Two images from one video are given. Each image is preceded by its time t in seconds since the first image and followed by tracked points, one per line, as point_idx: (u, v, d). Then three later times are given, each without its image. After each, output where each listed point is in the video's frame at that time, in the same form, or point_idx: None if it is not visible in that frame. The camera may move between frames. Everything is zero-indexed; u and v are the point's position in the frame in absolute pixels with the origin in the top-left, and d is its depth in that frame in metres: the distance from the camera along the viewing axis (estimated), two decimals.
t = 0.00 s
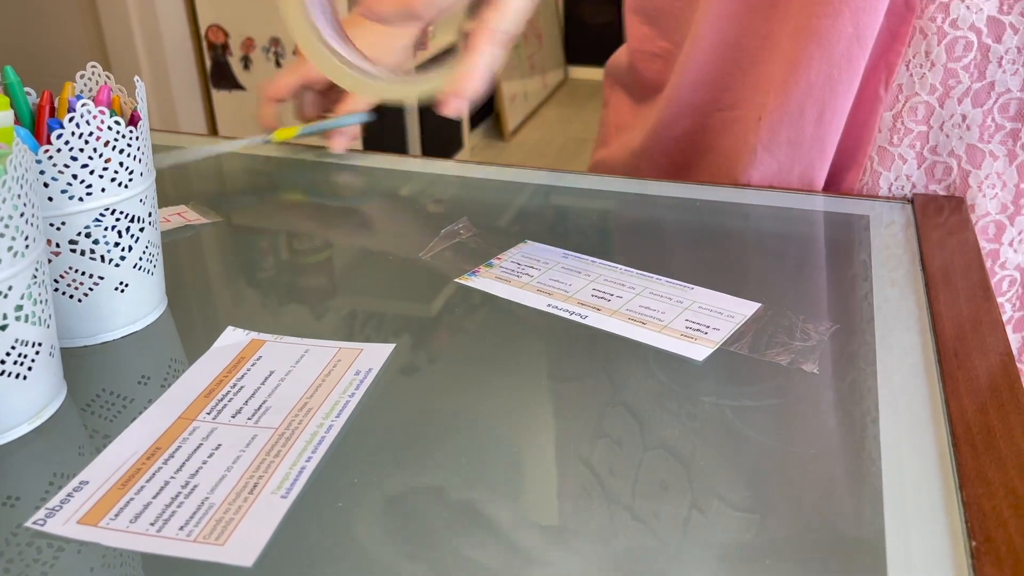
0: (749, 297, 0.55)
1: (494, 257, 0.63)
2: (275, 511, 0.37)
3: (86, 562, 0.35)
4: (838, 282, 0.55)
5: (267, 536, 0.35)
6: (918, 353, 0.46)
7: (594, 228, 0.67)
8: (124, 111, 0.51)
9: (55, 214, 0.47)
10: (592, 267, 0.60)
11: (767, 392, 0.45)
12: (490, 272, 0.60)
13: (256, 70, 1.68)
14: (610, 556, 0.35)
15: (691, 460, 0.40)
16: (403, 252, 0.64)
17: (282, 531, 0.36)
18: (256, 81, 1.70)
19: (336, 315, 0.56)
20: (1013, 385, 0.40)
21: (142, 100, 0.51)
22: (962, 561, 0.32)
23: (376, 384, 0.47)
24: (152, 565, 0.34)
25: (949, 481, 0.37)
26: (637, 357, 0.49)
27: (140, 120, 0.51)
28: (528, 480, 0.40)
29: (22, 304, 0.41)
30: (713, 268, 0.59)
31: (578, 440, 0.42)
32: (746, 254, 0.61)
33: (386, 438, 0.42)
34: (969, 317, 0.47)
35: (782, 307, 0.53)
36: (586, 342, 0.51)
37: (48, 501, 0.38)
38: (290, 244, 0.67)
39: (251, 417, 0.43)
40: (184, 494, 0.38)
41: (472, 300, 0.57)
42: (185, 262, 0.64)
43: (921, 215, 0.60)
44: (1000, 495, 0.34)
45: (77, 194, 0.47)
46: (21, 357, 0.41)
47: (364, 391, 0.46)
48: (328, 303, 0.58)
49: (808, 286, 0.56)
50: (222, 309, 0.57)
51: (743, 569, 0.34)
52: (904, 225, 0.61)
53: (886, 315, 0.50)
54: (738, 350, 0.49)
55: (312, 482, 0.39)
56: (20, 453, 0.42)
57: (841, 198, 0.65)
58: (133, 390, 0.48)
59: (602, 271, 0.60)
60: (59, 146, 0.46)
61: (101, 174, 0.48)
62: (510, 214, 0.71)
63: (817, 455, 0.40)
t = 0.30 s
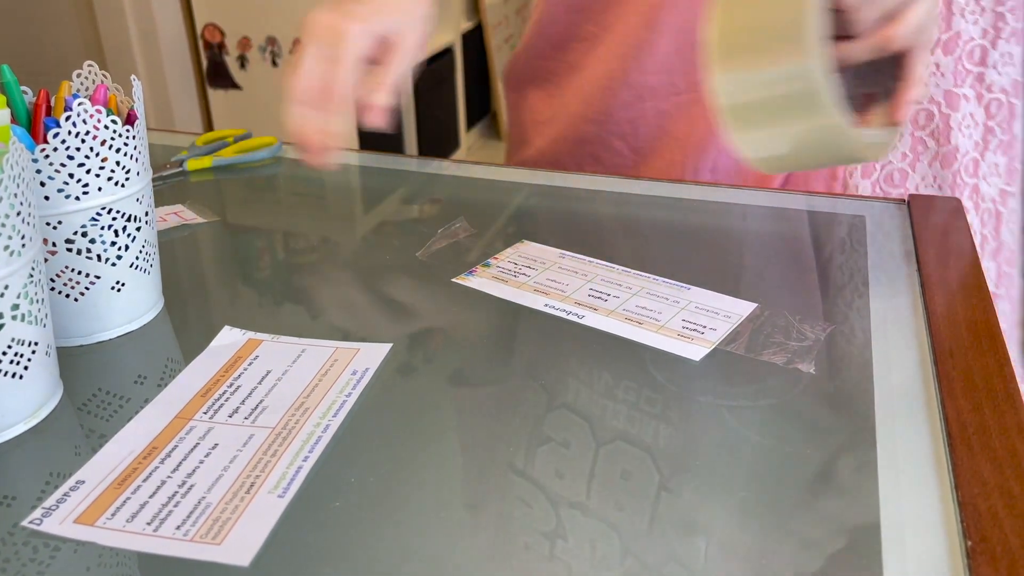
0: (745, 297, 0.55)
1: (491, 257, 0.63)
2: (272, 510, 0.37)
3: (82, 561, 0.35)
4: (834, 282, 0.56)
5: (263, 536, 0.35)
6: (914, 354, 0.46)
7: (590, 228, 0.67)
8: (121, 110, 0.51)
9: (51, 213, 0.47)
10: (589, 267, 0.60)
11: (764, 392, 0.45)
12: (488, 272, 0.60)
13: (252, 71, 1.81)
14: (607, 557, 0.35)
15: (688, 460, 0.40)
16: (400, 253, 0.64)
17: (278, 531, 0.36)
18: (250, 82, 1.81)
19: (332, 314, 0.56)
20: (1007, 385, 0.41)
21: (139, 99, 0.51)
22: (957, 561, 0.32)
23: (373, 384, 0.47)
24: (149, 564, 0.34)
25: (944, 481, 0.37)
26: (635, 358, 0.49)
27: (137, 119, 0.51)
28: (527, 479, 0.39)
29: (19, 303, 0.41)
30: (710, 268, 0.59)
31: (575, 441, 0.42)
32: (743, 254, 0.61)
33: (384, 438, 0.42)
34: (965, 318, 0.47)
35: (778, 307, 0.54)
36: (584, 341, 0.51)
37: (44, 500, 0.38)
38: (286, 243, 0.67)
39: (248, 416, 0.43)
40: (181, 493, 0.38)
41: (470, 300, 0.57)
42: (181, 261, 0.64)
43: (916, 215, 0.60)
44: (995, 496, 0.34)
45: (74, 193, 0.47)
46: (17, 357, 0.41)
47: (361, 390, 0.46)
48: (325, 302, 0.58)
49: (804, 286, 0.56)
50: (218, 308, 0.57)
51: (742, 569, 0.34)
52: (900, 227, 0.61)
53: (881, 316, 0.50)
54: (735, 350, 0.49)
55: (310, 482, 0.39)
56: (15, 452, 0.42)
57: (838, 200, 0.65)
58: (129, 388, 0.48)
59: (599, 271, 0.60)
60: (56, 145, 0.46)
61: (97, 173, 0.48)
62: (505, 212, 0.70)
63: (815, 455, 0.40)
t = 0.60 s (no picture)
0: (743, 297, 0.55)
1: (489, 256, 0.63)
2: (270, 509, 0.37)
3: (79, 560, 0.35)
4: (831, 282, 0.56)
5: (261, 535, 0.35)
6: (912, 354, 0.46)
7: (588, 227, 0.67)
8: (119, 108, 0.51)
9: (49, 211, 0.47)
10: (587, 266, 0.60)
11: (762, 391, 0.45)
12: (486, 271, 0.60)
13: (248, 70, 1.83)
14: (606, 555, 0.35)
15: (689, 458, 0.41)
16: (398, 251, 0.64)
17: (276, 529, 0.36)
18: (247, 79, 1.84)
19: (329, 314, 0.56)
20: (1005, 384, 0.41)
21: (136, 97, 0.51)
22: (956, 560, 0.32)
23: (372, 383, 0.47)
24: (147, 563, 0.34)
25: (943, 480, 0.37)
26: (634, 356, 0.49)
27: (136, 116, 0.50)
28: (527, 477, 0.39)
29: (16, 301, 0.41)
30: (708, 268, 0.59)
31: (573, 440, 0.42)
32: (741, 254, 0.61)
33: (382, 436, 0.42)
34: (962, 316, 0.47)
35: (776, 307, 0.54)
36: (582, 340, 0.51)
37: (41, 499, 0.38)
38: (283, 242, 0.67)
39: (247, 415, 0.43)
40: (179, 492, 0.38)
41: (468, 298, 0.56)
42: (177, 259, 0.64)
43: (914, 213, 0.60)
44: (993, 495, 0.34)
45: (71, 191, 0.47)
46: (14, 354, 0.41)
47: (360, 389, 0.46)
48: (322, 302, 0.58)
49: (801, 285, 0.56)
50: (215, 307, 0.57)
51: (745, 567, 0.34)
52: (898, 227, 0.61)
53: (879, 316, 0.50)
54: (734, 349, 0.49)
55: (308, 480, 0.39)
56: (12, 451, 0.42)
57: (835, 199, 0.65)
58: (127, 387, 0.48)
59: (597, 270, 0.60)
60: (53, 143, 0.46)
61: (95, 171, 0.48)
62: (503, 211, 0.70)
63: (816, 455, 0.40)
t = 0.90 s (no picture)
0: (739, 296, 0.55)
1: (486, 255, 0.63)
2: (267, 508, 0.37)
3: (76, 559, 0.35)
4: (827, 282, 0.56)
5: (259, 533, 0.35)
6: (908, 354, 0.46)
7: (584, 226, 0.67)
8: (115, 107, 0.51)
9: (45, 211, 0.47)
10: (583, 266, 0.60)
11: (758, 391, 0.45)
12: (482, 271, 0.60)
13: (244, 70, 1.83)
14: (603, 553, 0.35)
15: (685, 455, 0.41)
16: (395, 252, 0.64)
17: (273, 528, 0.36)
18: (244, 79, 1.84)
19: (326, 314, 0.56)
20: (999, 383, 0.41)
21: (133, 96, 0.51)
22: (951, 558, 0.33)
23: (368, 383, 0.47)
24: (144, 562, 0.34)
25: (938, 479, 0.37)
26: (630, 356, 0.49)
27: (131, 115, 0.50)
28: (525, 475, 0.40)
29: (13, 301, 0.41)
30: (704, 268, 0.60)
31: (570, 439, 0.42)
32: (737, 254, 0.61)
33: (379, 435, 0.42)
34: (958, 315, 0.47)
35: (772, 307, 0.54)
36: (578, 340, 0.51)
37: (38, 498, 0.38)
38: (279, 242, 0.67)
39: (243, 414, 0.43)
40: (176, 491, 0.38)
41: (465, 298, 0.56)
42: (175, 259, 0.64)
43: (909, 213, 0.60)
44: (988, 493, 0.34)
45: (68, 191, 0.47)
46: (11, 354, 0.41)
47: (356, 389, 0.46)
48: (319, 302, 0.58)
49: (797, 285, 0.56)
50: (211, 307, 0.57)
51: (741, 565, 0.34)
52: (893, 228, 0.61)
53: (875, 315, 0.50)
54: (730, 349, 0.49)
55: (305, 479, 0.39)
56: (9, 451, 0.42)
57: (831, 199, 0.65)
58: (123, 387, 0.48)
59: (593, 269, 0.60)
60: (50, 143, 0.46)
61: (92, 170, 0.48)
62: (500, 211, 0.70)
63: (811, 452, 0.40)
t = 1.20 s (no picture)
0: (738, 297, 0.55)
1: (484, 256, 0.63)
2: (264, 510, 0.37)
3: (72, 562, 0.35)
4: (827, 283, 0.56)
5: (256, 534, 0.35)
6: (907, 355, 0.46)
7: (583, 227, 0.67)
8: (111, 108, 0.51)
9: (40, 211, 0.47)
10: (582, 266, 0.60)
11: (757, 392, 0.45)
12: (481, 272, 0.60)
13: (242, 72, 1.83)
14: (601, 555, 0.35)
15: (684, 458, 0.40)
16: (393, 254, 0.64)
17: (270, 530, 0.36)
18: (242, 81, 1.84)
19: (322, 316, 0.56)
20: (1000, 383, 0.41)
21: (130, 97, 0.51)
22: (952, 559, 0.32)
23: (366, 385, 0.47)
24: (140, 565, 0.34)
25: (938, 480, 0.37)
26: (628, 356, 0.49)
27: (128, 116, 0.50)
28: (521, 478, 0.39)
29: (7, 302, 0.41)
30: (703, 269, 0.59)
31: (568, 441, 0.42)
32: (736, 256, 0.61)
33: (375, 437, 0.42)
34: (957, 315, 0.47)
35: (771, 307, 0.54)
36: (576, 342, 0.51)
37: (33, 501, 0.38)
38: (276, 245, 0.67)
39: (240, 416, 0.43)
40: (172, 493, 0.37)
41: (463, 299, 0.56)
42: (172, 261, 0.64)
43: (908, 214, 0.60)
44: (988, 493, 0.34)
45: (63, 192, 0.47)
46: (5, 355, 0.41)
47: (354, 390, 0.46)
48: (315, 304, 0.57)
49: (795, 287, 0.56)
50: (207, 309, 0.56)
51: (742, 566, 0.34)
52: (892, 228, 0.60)
53: (874, 317, 0.50)
54: (729, 350, 0.49)
55: (303, 481, 0.39)
56: (3, 454, 0.41)
57: (828, 199, 0.65)
58: (120, 389, 0.47)
59: (591, 270, 0.60)
60: (45, 143, 0.46)
61: (88, 171, 0.48)
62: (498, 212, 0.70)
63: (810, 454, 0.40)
